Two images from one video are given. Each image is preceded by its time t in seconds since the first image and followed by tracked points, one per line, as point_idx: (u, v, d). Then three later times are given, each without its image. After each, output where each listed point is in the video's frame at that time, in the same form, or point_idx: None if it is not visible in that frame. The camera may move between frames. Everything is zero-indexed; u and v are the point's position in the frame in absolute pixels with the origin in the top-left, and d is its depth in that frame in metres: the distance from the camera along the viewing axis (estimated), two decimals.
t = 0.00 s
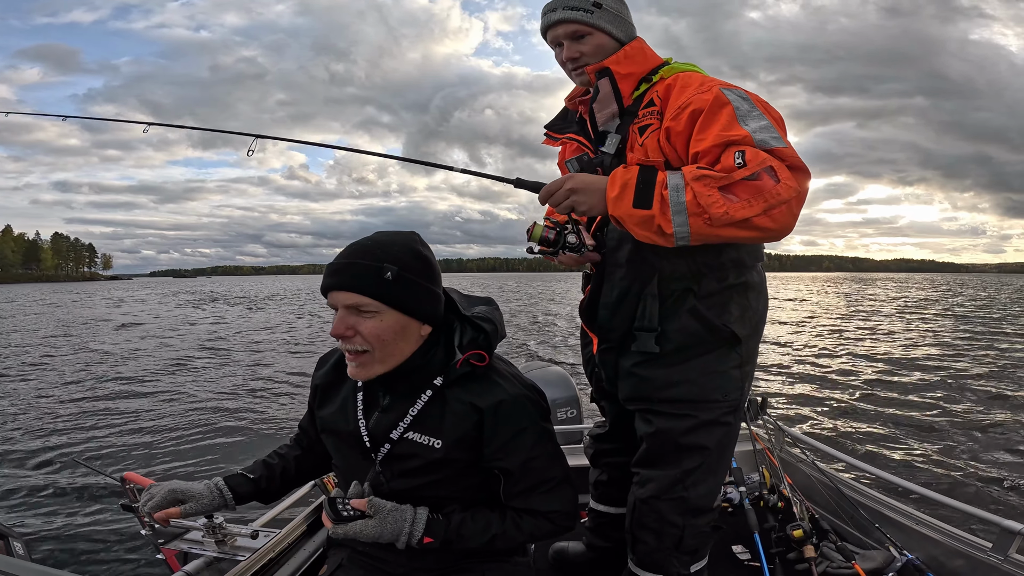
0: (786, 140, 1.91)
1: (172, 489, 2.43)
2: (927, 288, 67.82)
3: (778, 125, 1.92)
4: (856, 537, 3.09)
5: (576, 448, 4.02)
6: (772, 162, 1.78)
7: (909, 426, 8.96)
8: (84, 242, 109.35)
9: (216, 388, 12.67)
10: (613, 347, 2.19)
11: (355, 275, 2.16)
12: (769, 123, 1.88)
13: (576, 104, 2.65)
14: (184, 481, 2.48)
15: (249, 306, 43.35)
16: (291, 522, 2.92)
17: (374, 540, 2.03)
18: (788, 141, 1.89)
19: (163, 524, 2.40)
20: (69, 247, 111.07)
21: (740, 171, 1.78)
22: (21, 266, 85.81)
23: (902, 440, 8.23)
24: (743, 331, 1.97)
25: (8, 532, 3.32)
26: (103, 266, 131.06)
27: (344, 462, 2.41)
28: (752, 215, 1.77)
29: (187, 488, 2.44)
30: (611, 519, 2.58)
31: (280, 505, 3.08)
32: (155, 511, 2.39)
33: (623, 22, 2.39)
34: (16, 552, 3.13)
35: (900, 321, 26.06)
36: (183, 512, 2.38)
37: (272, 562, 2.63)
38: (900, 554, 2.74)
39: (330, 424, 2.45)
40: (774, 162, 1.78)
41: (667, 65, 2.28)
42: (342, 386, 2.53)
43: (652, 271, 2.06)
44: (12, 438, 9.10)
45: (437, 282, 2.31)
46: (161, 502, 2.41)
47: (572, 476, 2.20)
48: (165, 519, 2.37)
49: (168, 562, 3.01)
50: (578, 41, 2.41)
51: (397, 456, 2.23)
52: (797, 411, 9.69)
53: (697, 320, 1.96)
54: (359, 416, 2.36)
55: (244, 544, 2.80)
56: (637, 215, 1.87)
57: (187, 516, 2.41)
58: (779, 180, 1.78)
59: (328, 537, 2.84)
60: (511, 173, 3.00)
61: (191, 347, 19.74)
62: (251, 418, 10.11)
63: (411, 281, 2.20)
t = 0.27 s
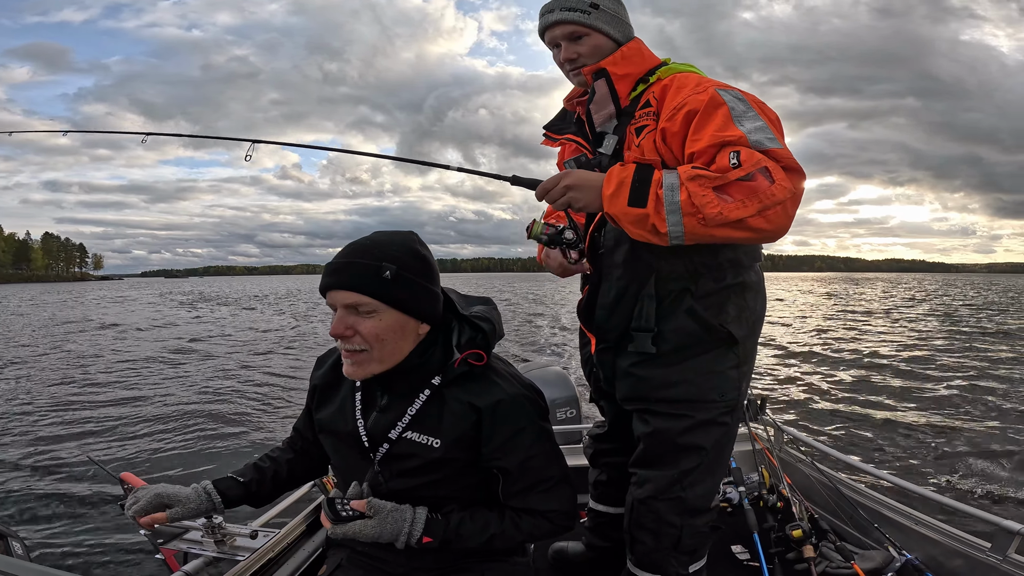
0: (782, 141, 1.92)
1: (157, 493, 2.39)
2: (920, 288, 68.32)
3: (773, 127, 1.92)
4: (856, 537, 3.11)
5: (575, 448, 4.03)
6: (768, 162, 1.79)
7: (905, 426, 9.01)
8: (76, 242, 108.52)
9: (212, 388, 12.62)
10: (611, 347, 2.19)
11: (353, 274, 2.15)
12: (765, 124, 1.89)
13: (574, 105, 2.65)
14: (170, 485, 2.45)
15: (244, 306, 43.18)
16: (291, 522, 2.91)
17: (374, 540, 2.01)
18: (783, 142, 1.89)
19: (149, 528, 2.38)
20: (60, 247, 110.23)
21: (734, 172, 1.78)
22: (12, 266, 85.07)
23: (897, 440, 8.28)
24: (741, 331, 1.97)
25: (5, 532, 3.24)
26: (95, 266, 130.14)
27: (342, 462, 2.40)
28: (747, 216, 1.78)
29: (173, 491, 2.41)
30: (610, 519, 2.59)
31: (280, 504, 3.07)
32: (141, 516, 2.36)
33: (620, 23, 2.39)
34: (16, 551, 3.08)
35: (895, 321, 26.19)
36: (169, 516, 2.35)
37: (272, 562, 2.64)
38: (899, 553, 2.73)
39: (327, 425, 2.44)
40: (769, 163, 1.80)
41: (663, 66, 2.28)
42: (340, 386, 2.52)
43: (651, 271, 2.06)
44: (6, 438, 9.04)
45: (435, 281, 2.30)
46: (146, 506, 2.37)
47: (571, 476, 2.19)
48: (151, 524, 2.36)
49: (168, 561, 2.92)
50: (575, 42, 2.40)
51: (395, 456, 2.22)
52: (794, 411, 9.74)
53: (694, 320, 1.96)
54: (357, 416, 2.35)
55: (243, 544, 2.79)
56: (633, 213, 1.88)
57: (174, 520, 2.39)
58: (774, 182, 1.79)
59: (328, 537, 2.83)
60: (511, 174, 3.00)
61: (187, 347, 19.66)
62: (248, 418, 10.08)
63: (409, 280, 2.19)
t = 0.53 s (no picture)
0: (777, 141, 1.90)
1: (141, 497, 2.37)
2: (913, 288, 68.81)
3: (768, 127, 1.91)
4: (855, 538, 3.12)
5: (575, 448, 4.03)
6: (758, 161, 1.77)
7: (902, 426, 9.07)
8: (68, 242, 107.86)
9: (210, 388, 12.61)
10: (610, 347, 2.19)
11: (354, 274, 2.14)
12: (757, 124, 1.88)
13: (572, 106, 2.65)
14: (156, 489, 2.41)
15: (239, 306, 43.00)
16: (290, 522, 2.90)
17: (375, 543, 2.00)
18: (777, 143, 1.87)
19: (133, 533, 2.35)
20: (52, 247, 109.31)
21: (723, 171, 1.77)
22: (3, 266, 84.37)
23: (894, 441, 8.33)
24: (740, 333, 1.97)
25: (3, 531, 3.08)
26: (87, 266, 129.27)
27: (341, 463, 2.38)
28: (736, 215, 1.77)
29: (157, 495, 2.38)
30: (609, 519, 2.59)
31: (280, 504, 3.06)
32: (125, 521, 2.34)
33: (618, 23, 2.40)
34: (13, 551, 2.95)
35: (892, 321, 26.32)
36: (155, 521, 2.32)
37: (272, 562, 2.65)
38: (898, 554, 2.75)
39: (326, 426, 2.43)
40: (760, 162, 1.78)
41: (660, 67, 2.29)
42: (340, 387, 2.51)
43: (649, 272, 2.06)
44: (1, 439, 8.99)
45: (435, 281, 2.29)
46: (130, 511, 2.35)
47: (570, 476, 2.19)
48: (136, 529, 2.33)
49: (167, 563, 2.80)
50: (573, 42, 2.40)
51: (395, 456, 2.21)
52: (791, 412, 9.78)
53: (694, 321, 1.96)
54: (356, 416, 2.34)
55: (242, 544, 2.78)
56: (624, 210, 1.90)
57: (158, 525, 2.35)
58: (764, 181, 1.77)
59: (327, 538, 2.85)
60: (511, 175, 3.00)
61: (183, 347, 19.61)
62: (246, 418, 10.07)
63: (410, 280, 2.19)
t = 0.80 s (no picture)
0: (771, 137, 1.90)
1: (131, 500, 2.37)
2: (907, 288, 69.20)
3: (761, 122, 1.90)
4: (855, 538, 3.13)
5: (575, 448, 4.03)
6: (749, 156, 1.77)
7: (900, 426, 9.11)
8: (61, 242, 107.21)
9: (207, 389, 12.59)
10: (610, 348, 2.19)
11: (358, 274, 2.15)
12: (752, 119, 1.88)
13: (571, 107, 2.65)
14: (146, 492, 2.41)
15: (235, 307, 42.82)
16: (291, 522, 2.88)
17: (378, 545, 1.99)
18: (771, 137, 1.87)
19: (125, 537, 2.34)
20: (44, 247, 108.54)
21: (714, 167, 1.78)
22: None
23: (892, 441, 8.37)
24: (739, 333, 1.98)
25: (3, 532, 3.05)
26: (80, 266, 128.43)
27: (342, 464, 2.37)
28: (728, 211, 1.76)
29: (148, 499, 2.37)
30: (609, 520, 2.59)
31: (281, 504, 3.03)
32: (115, 525, 2.33)
33: (616, 24, 2.40)
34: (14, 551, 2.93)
35: (889, 321, 26.45)
36: (146, 525, 2.31)
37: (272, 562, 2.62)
38: (898, 554, 2.77)
39: (328, 426, 2.42)
40: (751, 157, 1.78)
41: (658, 67, 2.29)
42: (342, 387, 2.50)
43: (649, 273, 2.06)
44: None
45: (438, 282, 2.30)
46: (119, 514, 2.34)
47: (571, 476, 2.19)
48: (127, 533, 2.32)
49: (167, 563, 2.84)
50: (571, 43, 2.41)
51: (397, 456, 2.20)
52: (790, 412, 9.81)
53: (693, 322, 1.97)
54: (358, 415, 2.33)
55: (242, 544, 2.76)
56: (616, 212, 1.91)
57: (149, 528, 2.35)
58: (757, 175, 1.77)
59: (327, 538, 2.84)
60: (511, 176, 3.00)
61: (180, 348, 19.55)
62: (244, 419, 10.05)
63: (413, 280, 2.19)
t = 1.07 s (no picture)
0: (758, 139, 1.88)
1: (113, 505, 2.34)
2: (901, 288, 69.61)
3: (749, 124, 1.89)
4: (854, 537, 3.15)
5: (574, 448, 4.03)
6: (731, 156, 1.77)
7: (896, 425, 9.16)
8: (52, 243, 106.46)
9: (205, 389, 12.55)
10: (607, 346, 2.19)
11: (364, 270, 2.15)
12: (739, 120, 1.87)
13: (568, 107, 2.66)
14: (130, 495, 2.39)
15: (230, 307, 42.63)
16: (290, 522, 2.86)
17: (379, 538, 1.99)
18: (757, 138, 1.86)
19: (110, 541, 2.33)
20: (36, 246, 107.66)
21: (695, 166, 1.78)
22: None
23: (889, 440, 8.41)
24: (735, 331, 1.98)
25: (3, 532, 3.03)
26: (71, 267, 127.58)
27: (344, 460, 2.36)
28: (708, 211, 1.76)
29: (131, 502, 2.35)
30: (609, 518, 2.59)
31: (280, 504, 3.01)
32: (99, 529, 2.31)
33: (612, 25, 2.39)
34: (13, 552, 2.91)
35: (884, 321, 26.60)
36: (129, 528, 2.30)
37: (272, 561, 2.60)
38: (897, 552, 2.78)
39: (330, 422, 2.41)
40: (733, 157, 1.77)
41: (653, 67, 2.27)
42: (344, 384, 2.49)
43: (644, 271, 2.06)
44: None
45: (442, 279, 2.30)
46: (102, 518, 2.32)
47: (571, 472, 2.19)
48: (112, 537, 2.31)
49: (166, 563, 2.84)
50: (568, 44, 2.41)
51: (398, 451, 2.19)
52: (788, 411, 9.84)
53: (688, 320, 1.97)
54: (361, 411, 2.32)
55: (242, 544, 2.76)
56: (599, 209, 1.93)
57: (134, 531, 2.33)
58: (738, 176, 1.76)
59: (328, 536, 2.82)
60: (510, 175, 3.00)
61: (177, 348, 19.48)
62: (242, 419, 10.02)
63: (418, 276, 2.20)
